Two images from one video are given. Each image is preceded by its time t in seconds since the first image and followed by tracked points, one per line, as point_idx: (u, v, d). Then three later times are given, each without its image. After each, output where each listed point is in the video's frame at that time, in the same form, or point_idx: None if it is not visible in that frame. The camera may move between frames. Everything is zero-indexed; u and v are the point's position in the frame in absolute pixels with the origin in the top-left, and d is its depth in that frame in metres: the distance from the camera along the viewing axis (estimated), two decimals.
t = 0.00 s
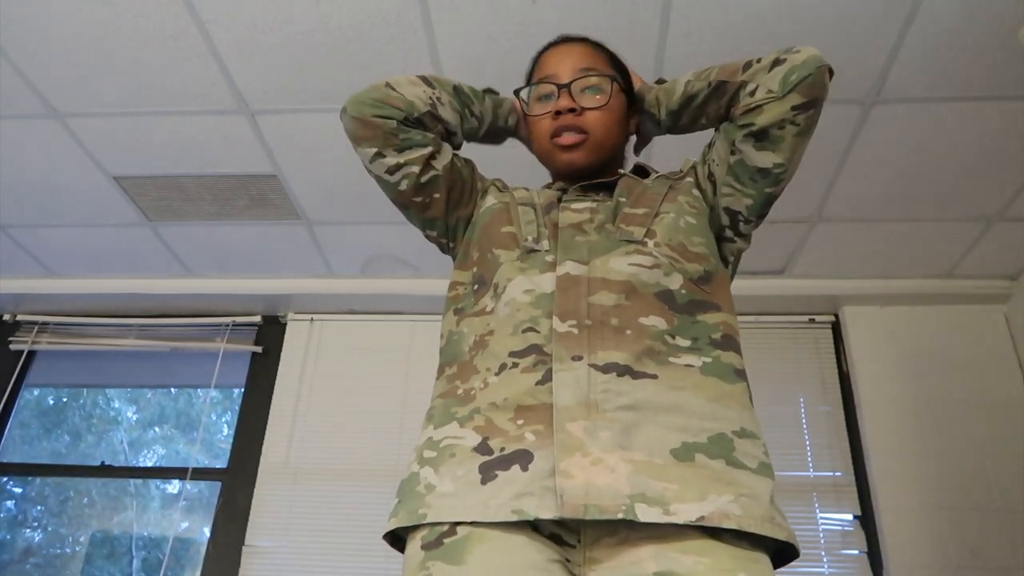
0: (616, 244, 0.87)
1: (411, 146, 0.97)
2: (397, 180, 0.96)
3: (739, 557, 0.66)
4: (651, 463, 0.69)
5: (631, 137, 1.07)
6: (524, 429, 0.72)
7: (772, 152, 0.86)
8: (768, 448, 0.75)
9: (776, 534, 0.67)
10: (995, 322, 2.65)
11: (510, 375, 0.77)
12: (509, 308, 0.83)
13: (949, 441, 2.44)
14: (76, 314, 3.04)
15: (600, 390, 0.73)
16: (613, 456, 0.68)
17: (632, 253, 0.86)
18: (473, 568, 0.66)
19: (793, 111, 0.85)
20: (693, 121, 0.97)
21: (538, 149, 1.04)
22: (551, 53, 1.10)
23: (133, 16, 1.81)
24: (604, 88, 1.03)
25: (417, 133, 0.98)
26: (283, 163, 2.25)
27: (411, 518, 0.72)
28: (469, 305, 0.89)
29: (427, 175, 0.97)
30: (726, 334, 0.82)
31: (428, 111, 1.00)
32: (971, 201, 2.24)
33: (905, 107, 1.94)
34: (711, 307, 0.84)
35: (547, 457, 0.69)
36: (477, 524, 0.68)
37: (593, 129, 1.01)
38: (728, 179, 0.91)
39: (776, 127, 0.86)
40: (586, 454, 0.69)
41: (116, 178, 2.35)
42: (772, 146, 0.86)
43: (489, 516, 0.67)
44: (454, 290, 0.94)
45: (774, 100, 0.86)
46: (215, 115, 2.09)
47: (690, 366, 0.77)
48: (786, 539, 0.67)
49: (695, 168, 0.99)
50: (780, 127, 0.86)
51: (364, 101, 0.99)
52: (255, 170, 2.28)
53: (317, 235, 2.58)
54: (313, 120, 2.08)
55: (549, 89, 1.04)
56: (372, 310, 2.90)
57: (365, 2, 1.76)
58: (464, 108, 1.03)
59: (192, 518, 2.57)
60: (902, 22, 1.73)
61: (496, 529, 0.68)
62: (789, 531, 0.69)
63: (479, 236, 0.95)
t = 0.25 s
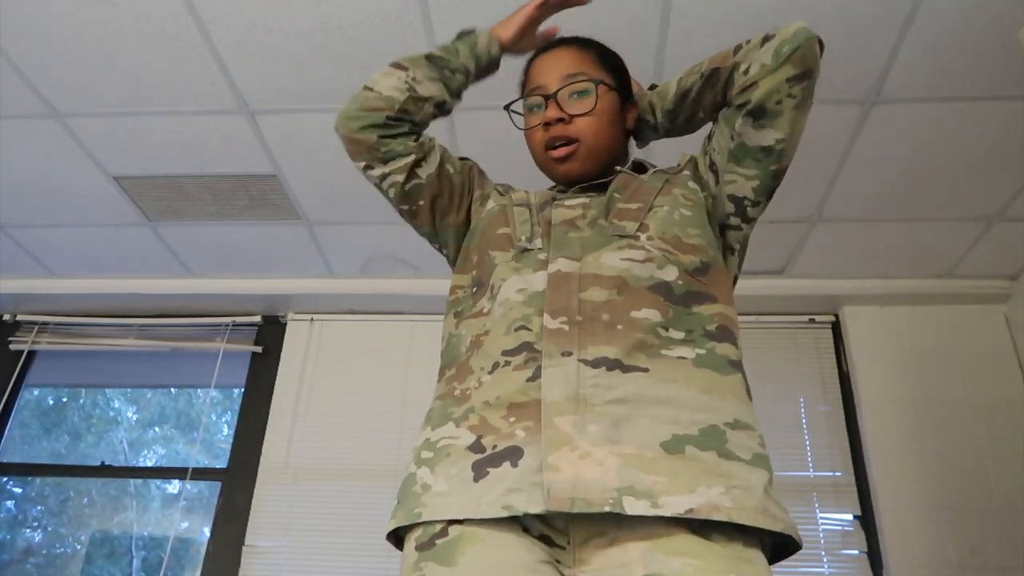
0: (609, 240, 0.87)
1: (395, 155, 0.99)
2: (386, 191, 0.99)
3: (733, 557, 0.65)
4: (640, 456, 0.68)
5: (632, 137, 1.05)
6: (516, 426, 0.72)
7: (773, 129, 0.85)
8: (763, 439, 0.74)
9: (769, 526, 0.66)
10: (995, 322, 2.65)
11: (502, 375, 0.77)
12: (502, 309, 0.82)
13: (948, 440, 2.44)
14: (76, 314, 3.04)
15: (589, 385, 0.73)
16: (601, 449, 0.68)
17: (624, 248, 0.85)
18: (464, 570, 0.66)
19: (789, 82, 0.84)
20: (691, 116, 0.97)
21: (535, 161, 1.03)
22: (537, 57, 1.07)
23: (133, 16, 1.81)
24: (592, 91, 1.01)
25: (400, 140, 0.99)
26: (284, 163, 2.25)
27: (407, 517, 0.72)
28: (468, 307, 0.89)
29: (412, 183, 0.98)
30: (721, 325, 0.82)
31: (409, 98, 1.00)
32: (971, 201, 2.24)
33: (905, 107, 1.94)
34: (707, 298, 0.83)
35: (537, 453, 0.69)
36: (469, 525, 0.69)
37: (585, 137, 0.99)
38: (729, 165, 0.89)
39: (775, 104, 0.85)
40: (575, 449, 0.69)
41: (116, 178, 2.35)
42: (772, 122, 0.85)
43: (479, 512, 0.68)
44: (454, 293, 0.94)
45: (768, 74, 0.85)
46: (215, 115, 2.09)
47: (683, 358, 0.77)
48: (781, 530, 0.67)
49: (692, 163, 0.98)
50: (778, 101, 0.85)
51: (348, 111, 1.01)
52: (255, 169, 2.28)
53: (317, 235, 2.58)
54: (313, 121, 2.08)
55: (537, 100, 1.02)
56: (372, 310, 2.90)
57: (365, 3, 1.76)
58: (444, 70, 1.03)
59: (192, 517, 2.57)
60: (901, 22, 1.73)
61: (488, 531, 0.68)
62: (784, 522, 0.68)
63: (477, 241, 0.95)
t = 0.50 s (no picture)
0: (598, 224, 0.87)
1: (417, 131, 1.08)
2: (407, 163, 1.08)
3: (726, 555, 0.64)
4: (617, 440, 0.68)
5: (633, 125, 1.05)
6: (504, 411, 0.74)
7: (770, 100, 0.85)
8: (746, 426, 0.74)
9: (745, 515, 0.66)
10: (994, 321, 2.65)
11: (494, 362, 0.79)
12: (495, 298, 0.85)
13: (947, 439, 2.44)
14: (76, 313, 3.04)
15: (570, 367, 0.74)
16: (578, 432, 0.69)
17: (613, 233, 0.86)
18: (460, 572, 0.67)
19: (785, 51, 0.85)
20: (691, 88, 0.95)
21: (548, 163, 1.02)
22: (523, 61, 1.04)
23: (133, 16, 1.80)
24: (592, 84, 0.99)
25: (424, 118, 1.08)
26: (284, 163, 2.24)
27: (403, 500, 0.75)
28: (474, 297, 0.92)
29: (431, 162, 1.06)
30: (713, 308, 0.81)
31: (438, 74, 1.09)
32: (971, 201, 2.24)
33: (904, 107, 1.94)
34: (699, 281, 0.83)
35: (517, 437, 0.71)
36: (464, 526, 0.69)
37: (597, 131, 0.98)
38: (729, 143, 0.88)
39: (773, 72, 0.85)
40: (552, 431, 0.69)
41: (116, 178, 2.34)
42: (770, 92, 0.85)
43: (465, 496, 0.70)
44: (465, 284, 0.97)
45: (764, 36, 0.85)
46: (216, 115, 2.09)
47: (671, 340, 0.76)
48: (760, 518, 0.67)
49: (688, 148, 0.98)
50: (774, 70, 0.85)
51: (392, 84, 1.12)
52: (256, 170, 2.27)
53: (317, 235, 2.57)
54: (314, 120, 2.07)
55: (537, 104, 1.00)
56: (372, 310, 2.89)
57: (365, 3, 1.75)
58: (479, 51, 1.07)
59: (192, 518, 2.57)
60: (900, 22, 1.72)
61: (482, 532, 0.68)
62: (765, 510, 0.68)
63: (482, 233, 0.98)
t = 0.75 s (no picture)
0: (599, 227, 0.88)
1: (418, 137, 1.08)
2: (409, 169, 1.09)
3: (733, 556, 0.65)
4: (608, 447, 0.69)
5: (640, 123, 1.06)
6: (498, 414, 0.75)
7: (805, 120, 0.86)
8: (742, 431, 0.74)
9: (737, 524, 0.66)
10: (994, 322, 2.65)
11: (491, 364, 0.80)
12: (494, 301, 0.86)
13: (946, 439, 2.44)
14: (76, 314, 3.04)
15: (565, 371, 0.74)
16: (569, 437, 0.69)
17: (614, 237, 0.86)
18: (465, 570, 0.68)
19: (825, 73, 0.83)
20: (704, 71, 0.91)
21: (549, 164, 1.02)
22: (522, 63, 1.05)
23: (134, 16, 1.81)
24: (591, 84, 1.00)
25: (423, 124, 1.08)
26: (284, 163, 2.25)
27: (397, 500, 0.76)
28: (475, 298, 0.93)
29: (432, 166, 1.07)
30: (715, 313, 0.82)
31: (438, 85, 1.10)
32: (969, 202, 2.24)
33: (901, 108, 1.94)
34: (702, 285, 0.83)
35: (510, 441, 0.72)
36: (468, 525, 0.70)
37: (598, 130, 0.99)
38: (756, 154, 0.91)
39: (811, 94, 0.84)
40: (544, 436, 0.70)
41: (116, 179, 2.35)
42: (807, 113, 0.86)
43: (459, 498, 0.71)
44: (466, 284, 0.98)
45: (804, 65, 0.83)
46: (216, 115, 2.09)
47: (670, 345, 0.77)
48: (753, 527, 0.67)
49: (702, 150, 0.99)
50: (813, 91, 0.84)
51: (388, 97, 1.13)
52: (256, 170, 2.28)
53: (317, 235, 2.58)
54: (314, 120, 2.08)
55: (538, 104, 1.00)
56: (372, 310, 2.90)
57: (365, 4, 1.76)
58: (481, 67, 1.10)
59: (192, 517, 2.57)
60: (898, 23, 1.73)
61: (485, 531, 0.69)
62: (759, 519, 0.68)
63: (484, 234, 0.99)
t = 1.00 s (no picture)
0: (602, 223, 0.88)
1: (415, 138, 1.08)
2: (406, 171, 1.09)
3: (742, 553, 0.64)
4: (616, 443, 0.69)
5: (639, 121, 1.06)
6: (504, 413, 0.75)
7: (791, 102, 0.87)
8: (750, 426, 0.74)
9: (748, 517, 0.66)
10: (995, 321, 2.65)
11: (495, 363, 0.79)
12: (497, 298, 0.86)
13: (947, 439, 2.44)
14: (76, 314, 3.04)
15: (570, 368, 0.74)
16: (577, 435, 0.69)
17: (617, 231, 0.86)
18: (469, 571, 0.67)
19: (807, 51, 0.85)
20: (693, 73, 0.95)
21: (552, 161, 1.02)
22: (530, 57, 1.05)
23: (133, 16, 1.81)
24: (598, 84, 1.00)
25: (419, 126, 1.09)
26: (284, 163, 2.25)
27: (402, 501, 0.76)
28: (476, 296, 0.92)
29: (429, 166, 1.06)
30: (719, 306, 0.81)
31: (434, 89, 1.12)
32: (970, 202, 2.24)
33: (903, 107, 1.94)
34: (705, 279, 0.83)
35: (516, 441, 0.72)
36: (472, 525, 0.70)
37: (602, 131, 0.98)
38: (748, 142, 0.90)
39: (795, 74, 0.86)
40: (551, 435, 0.70)
41: (116, 178, 2.35)
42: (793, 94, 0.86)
43: (465, 498, 0.71)
44: (467, 283, 0.97)
45: (787, 44, 0.85)
46: (216, 115, 2.09)
47: (675, 338, 0.77)
48: (764, 521, 0.67)
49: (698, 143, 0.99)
50: (798, 72, 0.86)
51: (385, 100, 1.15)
52: (256, 170, 2.28)
53: (317, 235, 2.58)
54: (314, 120, 2.07)
55: (543, 101, 1.00)
56: (372, 310, 2.90)
57: (365, 4, 1.76)
58: (478, 74, 1.13)
59: (192, 517, 2.57)
60: (900, 23, 1.73)
61: (490, 531, 0.69)
62: (770, 512, 0.68)
63: (484, 232, 0.98)
